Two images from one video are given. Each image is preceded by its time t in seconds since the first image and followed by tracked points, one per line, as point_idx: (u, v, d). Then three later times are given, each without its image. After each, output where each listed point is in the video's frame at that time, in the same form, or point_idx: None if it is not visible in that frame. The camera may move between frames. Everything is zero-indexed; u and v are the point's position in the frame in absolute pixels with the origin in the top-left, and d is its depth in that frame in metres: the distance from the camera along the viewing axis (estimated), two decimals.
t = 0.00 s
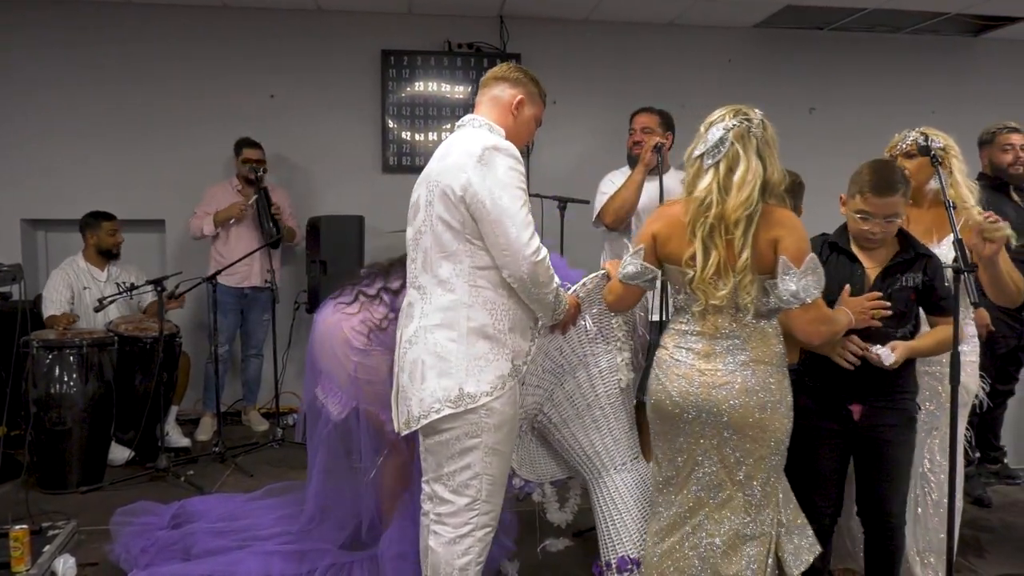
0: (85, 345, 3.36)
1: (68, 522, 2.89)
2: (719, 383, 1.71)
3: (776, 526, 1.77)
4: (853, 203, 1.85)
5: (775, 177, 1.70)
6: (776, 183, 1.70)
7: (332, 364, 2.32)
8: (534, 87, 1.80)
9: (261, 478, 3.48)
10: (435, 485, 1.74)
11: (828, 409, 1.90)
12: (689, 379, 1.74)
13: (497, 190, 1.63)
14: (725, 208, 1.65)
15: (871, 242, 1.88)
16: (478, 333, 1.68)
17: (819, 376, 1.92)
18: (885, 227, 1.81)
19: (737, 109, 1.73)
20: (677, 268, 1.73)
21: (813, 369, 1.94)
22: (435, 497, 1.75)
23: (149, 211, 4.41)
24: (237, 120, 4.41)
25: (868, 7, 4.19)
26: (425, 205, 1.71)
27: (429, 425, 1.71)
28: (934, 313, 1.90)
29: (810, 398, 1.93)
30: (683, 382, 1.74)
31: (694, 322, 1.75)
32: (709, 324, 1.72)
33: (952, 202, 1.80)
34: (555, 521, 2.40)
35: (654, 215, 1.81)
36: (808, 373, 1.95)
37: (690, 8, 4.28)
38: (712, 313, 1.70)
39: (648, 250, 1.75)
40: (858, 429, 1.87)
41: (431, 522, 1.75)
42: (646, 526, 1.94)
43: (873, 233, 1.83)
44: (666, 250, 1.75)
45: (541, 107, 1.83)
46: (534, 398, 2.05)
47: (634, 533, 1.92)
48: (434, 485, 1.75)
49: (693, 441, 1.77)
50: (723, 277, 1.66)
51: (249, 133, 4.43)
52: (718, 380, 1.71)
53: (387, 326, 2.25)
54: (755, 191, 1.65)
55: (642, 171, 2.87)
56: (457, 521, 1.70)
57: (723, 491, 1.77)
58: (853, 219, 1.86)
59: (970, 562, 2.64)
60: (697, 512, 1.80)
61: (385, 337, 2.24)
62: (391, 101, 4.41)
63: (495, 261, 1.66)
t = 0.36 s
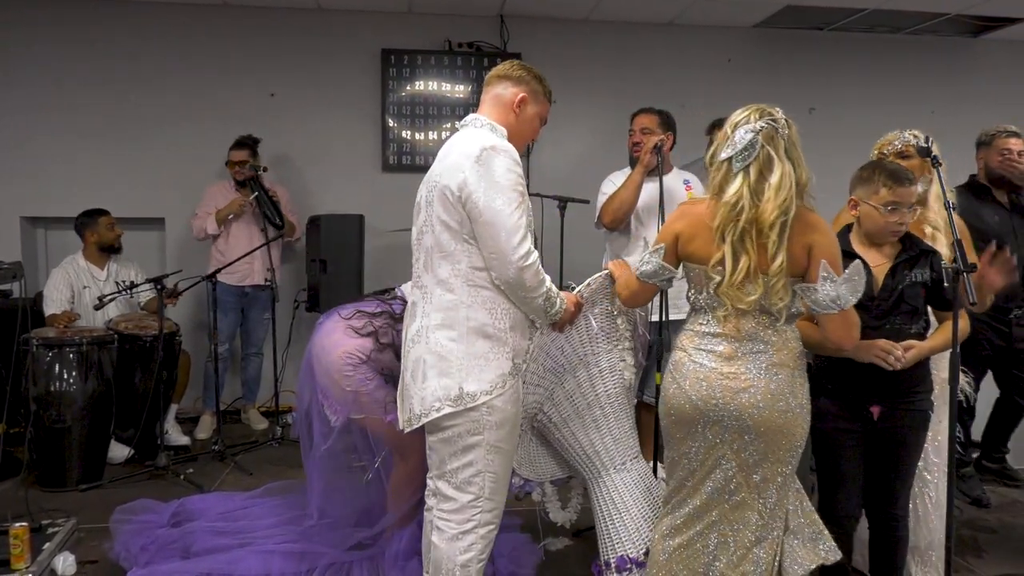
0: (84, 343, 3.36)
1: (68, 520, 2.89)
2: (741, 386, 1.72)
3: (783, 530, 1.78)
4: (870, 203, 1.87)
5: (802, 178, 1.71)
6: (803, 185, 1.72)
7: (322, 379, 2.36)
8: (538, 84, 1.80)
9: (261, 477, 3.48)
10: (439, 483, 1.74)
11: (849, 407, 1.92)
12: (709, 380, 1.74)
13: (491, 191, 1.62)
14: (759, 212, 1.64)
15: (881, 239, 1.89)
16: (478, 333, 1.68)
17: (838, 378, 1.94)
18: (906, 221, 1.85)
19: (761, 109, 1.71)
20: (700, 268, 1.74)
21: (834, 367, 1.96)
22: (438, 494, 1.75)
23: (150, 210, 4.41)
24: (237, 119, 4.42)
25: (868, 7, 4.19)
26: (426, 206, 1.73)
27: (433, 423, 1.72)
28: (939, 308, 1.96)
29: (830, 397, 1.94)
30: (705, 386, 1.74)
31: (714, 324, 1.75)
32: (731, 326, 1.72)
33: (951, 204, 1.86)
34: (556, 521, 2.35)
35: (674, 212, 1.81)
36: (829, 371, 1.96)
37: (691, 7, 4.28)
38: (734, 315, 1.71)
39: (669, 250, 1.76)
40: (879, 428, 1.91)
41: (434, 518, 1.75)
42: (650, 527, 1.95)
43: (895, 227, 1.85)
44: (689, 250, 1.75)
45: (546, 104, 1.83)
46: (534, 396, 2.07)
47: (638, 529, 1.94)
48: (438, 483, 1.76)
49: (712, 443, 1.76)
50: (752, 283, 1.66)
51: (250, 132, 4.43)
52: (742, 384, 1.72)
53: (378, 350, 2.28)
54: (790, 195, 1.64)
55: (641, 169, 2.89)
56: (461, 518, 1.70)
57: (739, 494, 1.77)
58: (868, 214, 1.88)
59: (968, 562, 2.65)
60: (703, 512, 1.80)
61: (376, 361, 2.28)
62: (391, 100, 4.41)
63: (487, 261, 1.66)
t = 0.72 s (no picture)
0: (84, 342, 3.37)
1: (67, 519, 2.90)
2: (749, 386, 1.72)
3: (782, 530, 1.81)
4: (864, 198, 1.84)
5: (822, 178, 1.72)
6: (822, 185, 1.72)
7: (329, 384, 2.34)
8: (543, 87, 1.80)
9: (260, 476, 3.48)
10: (438, 481, 1.74)
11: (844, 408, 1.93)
12: (715, 379, 1.74)
13: (486, 192, 1.62)
14: (782, 210, 1.65)
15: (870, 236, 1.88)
16: (476, 333, 1.68)
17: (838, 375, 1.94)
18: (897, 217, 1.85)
19: (778, 110, 1.73)
20: (709, 265, 1.74)
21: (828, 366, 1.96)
22: (437, 491, 1.76)
23: (149, 209, 4.41)
24: (237, 118, 4.42)
25: (867, 9, 4.19)
26: (425, 207, 1.73)
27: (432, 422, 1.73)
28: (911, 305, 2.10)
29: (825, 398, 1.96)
30: (712, 385, 1.74)
31: (722, 321, 1.75)
32: (740, 325, 1.72)
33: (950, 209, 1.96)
34: (546, 524, 2.36)
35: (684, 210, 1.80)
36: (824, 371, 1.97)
37: (690, 8, 4.28)
38: (744, 314, 1.71)
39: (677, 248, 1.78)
40: (872, 426, 1.91)
41: (432, 517, 1.75)
42: (653, 528, 1.98)
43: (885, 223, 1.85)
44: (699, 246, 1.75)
45: (551, 107, 1.83)
46: (534, 399, 2.07)
47: (644, 525, 1.98)
48: (436, 482, 1.76)
49: (719, 444, 1.77)
50: (767, 282, 1.66)
51: (249, 132, 4.43)
52: (749, 383, 1.72)
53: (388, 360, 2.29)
54: (813, 195, 1.66)
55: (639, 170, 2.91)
56: (460, 517, 1.70)
57: (745, 496, 1.78)
58: (859, 211, 1.86)
59: (965, 562, 2.65)
60: (711, 514, 1.81)
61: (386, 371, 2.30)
62: (391, 100, 4.41)
63: (481, 262, 1.65)
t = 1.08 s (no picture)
0: (81, 343, 3.36)
1: (64, 520, 2.90)
2: (741, 385, 1.73)
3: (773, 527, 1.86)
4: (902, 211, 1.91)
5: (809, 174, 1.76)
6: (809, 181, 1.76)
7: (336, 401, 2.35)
8: (547, 91, 1.80)
9: (258, 477, 3.48)
10: (435, 480, 1.74)
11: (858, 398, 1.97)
12: (707, 379, 1.75)
13: (481, 192, 1.62)
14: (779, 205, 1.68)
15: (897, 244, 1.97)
16: (472, 333, 1.68)
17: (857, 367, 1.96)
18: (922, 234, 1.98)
19: (762, 112, 1.78)
20: (699, 267, 1.73)
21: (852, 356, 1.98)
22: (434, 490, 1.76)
23: (146, 210, 4.41)
24: (234, 119, 4.42)
25: (863, 10, 4.20)
26: (423, 207, 1.74)
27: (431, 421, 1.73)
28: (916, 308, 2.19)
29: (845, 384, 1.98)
30: (704, 385, 1.75)
31: (712, 322, 1.75)
32: (729, 325, 1.73)
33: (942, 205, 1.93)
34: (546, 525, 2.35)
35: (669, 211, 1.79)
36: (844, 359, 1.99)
37: (687, 9, 4.29)
38: (734, 313, 1.72)
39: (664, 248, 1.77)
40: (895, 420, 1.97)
41: (430, 516, 1.75)
42: (646, 529, 2.01)
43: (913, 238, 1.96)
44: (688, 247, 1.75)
45: (554, 112, 1.82)
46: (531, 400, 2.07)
47: (634, 525, 2.00)
48: (434, 481, 1.76)
49: (714, 445, 1.78)
50: (761, 278, 1.68)
51: (246, 132, 4.43)
52: (741, 382, 1.73)
53: (391, 368, 2.28)
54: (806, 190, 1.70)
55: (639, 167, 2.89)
56: (459, 516, 1.71)
57: (741, 494, 1.80)
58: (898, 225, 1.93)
59: (962, 561, 2.66)
60: (702, 521, 1.82)
61: (391, 380, 2.28)
62: (388, 101, 4.41)
63: (476, 262, 1.65)
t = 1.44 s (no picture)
0: (76, 346, 3.35)
1: (58, 523, 2.89)
2: (744, 383, 1.82)
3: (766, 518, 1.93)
4: (954, 222, 2.03)
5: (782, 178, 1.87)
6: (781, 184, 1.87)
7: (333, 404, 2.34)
8: (548, 94, 1.80)
9: (253, 480, 3.48)
10: (430, 480, 1.75)
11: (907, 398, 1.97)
12: (709, 380, 1.82)
13: (473, 188, 1.62)
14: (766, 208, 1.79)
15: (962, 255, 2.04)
16: (464, 331, 1.68)
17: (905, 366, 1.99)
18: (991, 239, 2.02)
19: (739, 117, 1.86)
20: (690, 269, 1.78)
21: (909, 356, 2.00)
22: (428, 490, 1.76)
23: (141, 211, 4.40)
24: (229, 120, 4.41)
25: (857, 11, 4.22)
26: (420, 205, 1.75)
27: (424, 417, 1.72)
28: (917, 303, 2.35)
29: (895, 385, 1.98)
30: (705, 386, 1.82)
31: (705, 323, 1.82)
32: (723, 325, 1.81)
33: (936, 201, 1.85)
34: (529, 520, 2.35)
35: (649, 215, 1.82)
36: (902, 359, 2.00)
37: (682, 11, 4.30)
38: (726, 314, 1.80)
39: (649, 255, 1.79)
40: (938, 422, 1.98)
41: (425, 516, 1.76)
42: (624, 529, 2.04)
43: (982, 243, 2.01)
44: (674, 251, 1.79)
45: (557, 116, 1.83)
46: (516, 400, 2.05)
47: (617, 525, 2.04)
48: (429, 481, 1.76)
49: (714, 443, 1.85)
50: (753, 276, 1.77)
51: (242, 134, 4.42)
52: (744, 381, 1.82)
53: (389, 368, 2.27)
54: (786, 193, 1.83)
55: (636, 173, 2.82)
56: (451, 517, 1.71)
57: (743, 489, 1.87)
58: (958, 234, 2.02)
59: (956, 561, 2.67)
60: (708, 517, 1.89)
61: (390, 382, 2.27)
62: (383, 102, 4.41)
63: (467, 260, 1.65)
